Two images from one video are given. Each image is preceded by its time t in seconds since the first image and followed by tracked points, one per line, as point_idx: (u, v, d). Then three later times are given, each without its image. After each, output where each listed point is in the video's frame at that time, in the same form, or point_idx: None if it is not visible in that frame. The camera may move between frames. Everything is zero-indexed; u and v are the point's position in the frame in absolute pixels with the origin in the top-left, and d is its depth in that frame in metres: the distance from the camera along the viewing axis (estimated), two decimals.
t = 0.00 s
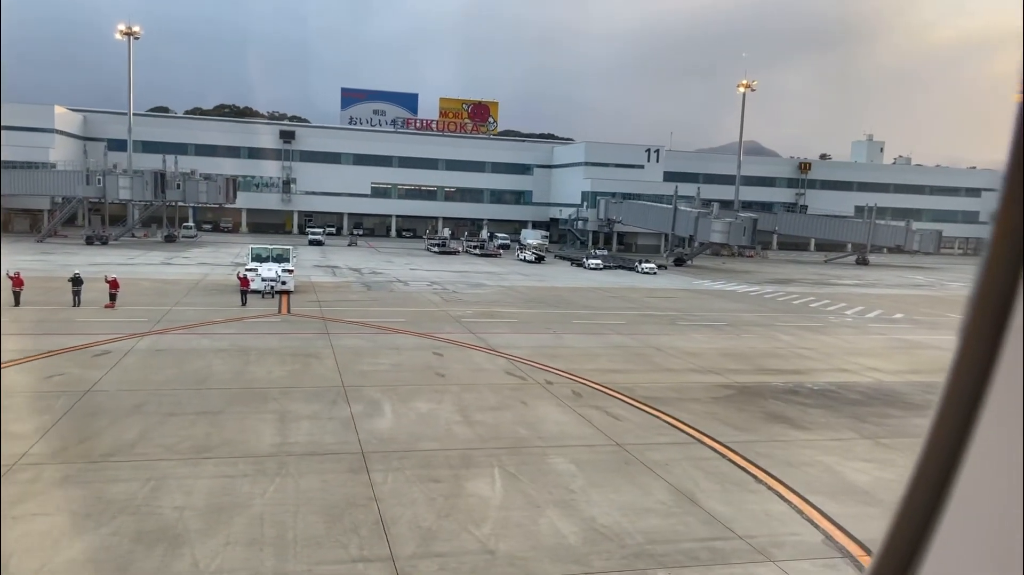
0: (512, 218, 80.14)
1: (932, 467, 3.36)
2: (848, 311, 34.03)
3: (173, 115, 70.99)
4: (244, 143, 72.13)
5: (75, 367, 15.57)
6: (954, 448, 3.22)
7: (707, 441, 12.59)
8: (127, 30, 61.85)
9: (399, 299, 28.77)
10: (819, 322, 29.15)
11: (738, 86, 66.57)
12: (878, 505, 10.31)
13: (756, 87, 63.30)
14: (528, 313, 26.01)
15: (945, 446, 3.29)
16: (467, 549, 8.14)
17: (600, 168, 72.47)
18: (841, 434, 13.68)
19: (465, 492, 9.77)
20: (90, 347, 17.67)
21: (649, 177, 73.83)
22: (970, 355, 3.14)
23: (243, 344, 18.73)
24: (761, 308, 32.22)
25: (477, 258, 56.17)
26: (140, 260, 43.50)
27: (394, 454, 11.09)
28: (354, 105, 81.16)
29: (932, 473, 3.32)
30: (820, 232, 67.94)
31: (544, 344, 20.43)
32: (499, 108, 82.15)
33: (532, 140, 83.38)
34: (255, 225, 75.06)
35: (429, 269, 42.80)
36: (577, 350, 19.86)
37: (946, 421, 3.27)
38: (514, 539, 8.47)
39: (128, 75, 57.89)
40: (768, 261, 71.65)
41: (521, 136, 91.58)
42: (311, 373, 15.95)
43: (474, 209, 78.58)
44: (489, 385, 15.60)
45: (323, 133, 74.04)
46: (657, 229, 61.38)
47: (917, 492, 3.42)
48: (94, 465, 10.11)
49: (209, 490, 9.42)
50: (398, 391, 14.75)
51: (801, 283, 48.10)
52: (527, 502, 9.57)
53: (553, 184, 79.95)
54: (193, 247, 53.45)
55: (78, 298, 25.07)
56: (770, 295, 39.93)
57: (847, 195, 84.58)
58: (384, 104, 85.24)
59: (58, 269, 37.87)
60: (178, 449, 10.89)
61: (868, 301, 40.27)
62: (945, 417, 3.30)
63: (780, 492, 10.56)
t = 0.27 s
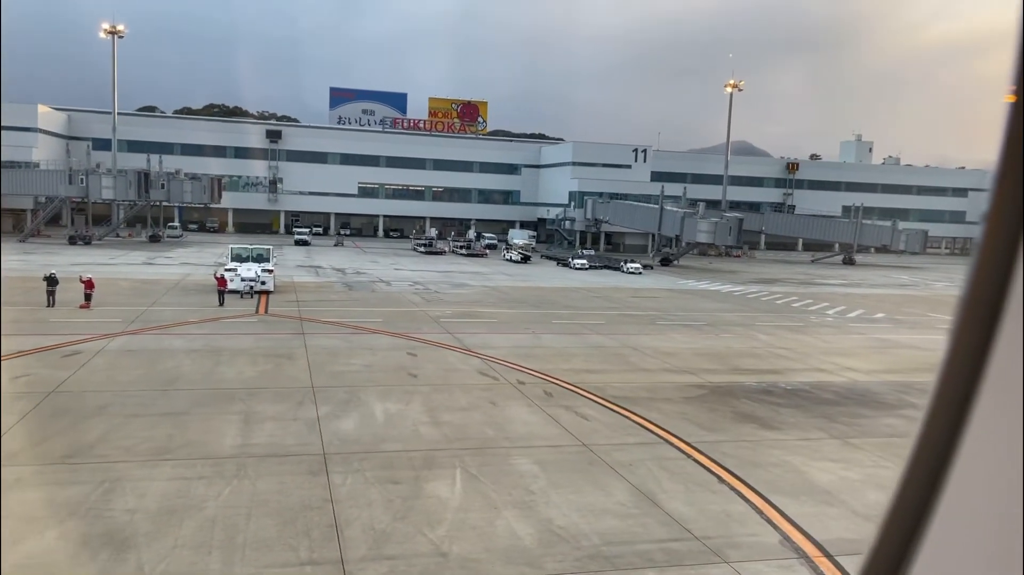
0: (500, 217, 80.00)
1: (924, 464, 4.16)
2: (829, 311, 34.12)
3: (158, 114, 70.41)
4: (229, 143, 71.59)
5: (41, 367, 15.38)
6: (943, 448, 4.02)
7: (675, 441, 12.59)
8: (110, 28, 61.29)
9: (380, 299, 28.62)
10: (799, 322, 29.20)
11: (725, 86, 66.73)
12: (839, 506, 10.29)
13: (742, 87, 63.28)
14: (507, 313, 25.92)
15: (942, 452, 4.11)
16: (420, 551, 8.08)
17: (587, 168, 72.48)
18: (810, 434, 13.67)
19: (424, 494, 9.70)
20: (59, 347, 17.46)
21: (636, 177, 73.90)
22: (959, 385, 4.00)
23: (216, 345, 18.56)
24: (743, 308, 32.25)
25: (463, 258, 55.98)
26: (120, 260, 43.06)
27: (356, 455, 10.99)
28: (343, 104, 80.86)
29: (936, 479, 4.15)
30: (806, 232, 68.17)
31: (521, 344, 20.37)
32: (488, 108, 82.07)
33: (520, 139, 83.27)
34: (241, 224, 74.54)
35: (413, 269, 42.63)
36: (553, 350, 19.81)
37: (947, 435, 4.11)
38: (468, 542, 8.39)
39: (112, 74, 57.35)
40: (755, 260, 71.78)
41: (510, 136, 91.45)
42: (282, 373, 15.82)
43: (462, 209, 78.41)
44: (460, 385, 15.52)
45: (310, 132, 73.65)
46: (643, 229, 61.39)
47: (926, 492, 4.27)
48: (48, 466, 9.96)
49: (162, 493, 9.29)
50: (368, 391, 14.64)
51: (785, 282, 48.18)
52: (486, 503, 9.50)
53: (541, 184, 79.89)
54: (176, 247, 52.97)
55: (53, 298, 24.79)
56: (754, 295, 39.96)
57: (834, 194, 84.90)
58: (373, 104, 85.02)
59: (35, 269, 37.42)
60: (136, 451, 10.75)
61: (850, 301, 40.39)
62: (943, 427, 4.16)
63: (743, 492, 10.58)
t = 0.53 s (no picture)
0: (487, 219, 79.94)
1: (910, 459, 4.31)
2: (808, 312, 34.33)
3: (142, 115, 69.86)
4: (215, 144, 71.26)
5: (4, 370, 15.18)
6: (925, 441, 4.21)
7: (640, 443, 12.57)
8: (93, 29, 60.77)
9: (359, 301, 28.50)
10: (777, 324, 29.32)
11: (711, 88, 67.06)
12: (798, 508, 10.30)
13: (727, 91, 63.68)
14: (485, 315, 25.86)
15: (915, 448, 4.33)
16: (370, 555, 8.00)
17: (573, 170, 72.64)
18: (776, 435, 13.68)
19: (381, 497, 9.61)
20: (26, 350, 17.25)
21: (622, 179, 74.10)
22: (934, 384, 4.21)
23: (186, 347, 18.40)
24: (723, 310, 32.34)
25: (448, 260, 55.90)
26: (100, 261, 42.70)
27: (315, 458, 10.89)
28: (331, 105, 80.56)
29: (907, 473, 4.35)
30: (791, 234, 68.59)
31: (496, 346, 20.31)
32: (477, 109, 82.06)
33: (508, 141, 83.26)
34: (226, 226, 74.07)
35: (396, 270, 42.50)
36: (528, 352, 19.76)
37: (919, 432, 4.32)
38: (419, 546, 8.32)
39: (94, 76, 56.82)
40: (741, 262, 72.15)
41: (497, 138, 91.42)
42: (250, 375, 15.69)
43: (448, 210, 78.30)
44: (430, 387, 15.45)
45: (295, 134, 73.33)
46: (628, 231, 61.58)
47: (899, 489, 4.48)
48: None
49: (113, 497, 9.16)
50: (336, 394, 14.54)
51: (768, 284, 48.44)
52: (442, 507, 9.43)
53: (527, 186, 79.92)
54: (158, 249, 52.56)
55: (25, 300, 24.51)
56: (735, 296, 40.12)
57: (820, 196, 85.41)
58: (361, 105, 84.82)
59: (11, 270, 37.01)
60: (92, 455, 10.61)
61: (831, 302, 40.63)
62: (916, 425, 4.36)
63: (704, 493, 10.55)
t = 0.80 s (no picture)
0: (471, 221, 79.76)
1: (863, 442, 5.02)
2: (787, 316, 34.40)
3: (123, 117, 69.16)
4: (199, 146, 70.94)
5: None
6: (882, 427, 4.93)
7: (603, 447, 12.53)
8: (73, 30, 60.10)
9: (335, 304, 28.30)
10: (754, 327, 29.38)
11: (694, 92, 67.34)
12: (755, 512, 10.26)
13: (711, 94, 64.09)
14: (461, 317, 25.73)
15: (874, 433, 4.98)
16: (314, 561, 7.89)
17: (558, 173, 72.74)
18: (741, 438, 13.68)
19: (333, 502, 9.49)
20: None
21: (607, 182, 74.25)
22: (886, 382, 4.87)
23: (153, 350, 18.16)
24: (702, 312, 32.36)
25: (430, 262, 55.70)
26: (75, 264, 42.09)
27: (271, 463, 10.74)
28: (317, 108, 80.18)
29: (869, 450, 5.01)
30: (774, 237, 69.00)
31: (468, 349, 20.20)
32: (463, 112, 82.01)
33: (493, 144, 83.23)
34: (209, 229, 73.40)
35: (376, 273, 42.24)
36: (500, 354, 19.66)
37: (871, 423, 5.01)
38: (367, 552, 8.21)
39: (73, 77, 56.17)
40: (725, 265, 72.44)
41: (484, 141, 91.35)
42: (215, 379, 15.50)
43: (433, 213, 78.08)
44: (398, 391, 15.33)
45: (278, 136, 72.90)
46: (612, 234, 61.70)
47: (850, 472, 5.16)
48: None
49: (57, 503, 8.98)
50: (300, 397, 14.39)
51: (749, 287, 48.60)
52: (394, 512, 9.31)
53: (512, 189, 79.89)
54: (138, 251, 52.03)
55: None
56: (716, 299, 40.18)
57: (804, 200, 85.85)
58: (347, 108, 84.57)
59: None
60: (41, 459, 10.42)
61: (810, 305, 40.79)
62: (874, 414, 5.03)
63: (662, 497, 10.51)
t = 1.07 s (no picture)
0: (457, 224, 79.68)
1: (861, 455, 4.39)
2: (766, 318, 34.57)
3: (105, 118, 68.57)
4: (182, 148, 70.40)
5: None
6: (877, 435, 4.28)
7: (567, 450, 12.44)
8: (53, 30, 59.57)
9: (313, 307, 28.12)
10: (732, 329, 29.47)
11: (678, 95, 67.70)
12: (713, 516, 10.20)
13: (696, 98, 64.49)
14: (438, 320, 25.65)
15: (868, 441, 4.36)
16: (257, 569, 7.74)
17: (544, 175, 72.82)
18: (707, 441, 13.63)
19: (284, 508, 9.34)
20: None
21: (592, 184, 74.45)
22: (883, 385, 4.22)
23: (120, 353, 17.95)
24: (681, 315, 32.46)
25: (414, 264, 55.59)
26: (52, 266, 41.71)
27: (225, 468, 10.59)
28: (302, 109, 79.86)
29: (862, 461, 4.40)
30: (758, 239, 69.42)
31: (441, 352, 20.10)
32: (450, 114, 81.93)
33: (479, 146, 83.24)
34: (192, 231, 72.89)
35: (358, 276, 42.07)
36: (472, 357, 19.56)
37: (866, 431, 4.37)
38: (312, 559, 8.07)
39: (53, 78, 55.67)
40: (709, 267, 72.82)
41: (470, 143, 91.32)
42: (179, 383, 15.30)
43: (418, 215, 77.92)
44: (365, 394, 15.21)
45: (262, 138, 72.57)
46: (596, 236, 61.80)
47: (846, 483, 4.54)
48: None
49: None
50: (264, 401, 14.22)
51: (730, 289, 48.86)
52: (345, 518, 9.18)
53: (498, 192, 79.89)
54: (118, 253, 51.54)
55: None
56: (697, 301, 40.35)
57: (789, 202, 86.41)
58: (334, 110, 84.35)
59: None
60: None
61: (790, 307, 41.04)
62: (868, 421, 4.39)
63: (621, 502, 10.43)
